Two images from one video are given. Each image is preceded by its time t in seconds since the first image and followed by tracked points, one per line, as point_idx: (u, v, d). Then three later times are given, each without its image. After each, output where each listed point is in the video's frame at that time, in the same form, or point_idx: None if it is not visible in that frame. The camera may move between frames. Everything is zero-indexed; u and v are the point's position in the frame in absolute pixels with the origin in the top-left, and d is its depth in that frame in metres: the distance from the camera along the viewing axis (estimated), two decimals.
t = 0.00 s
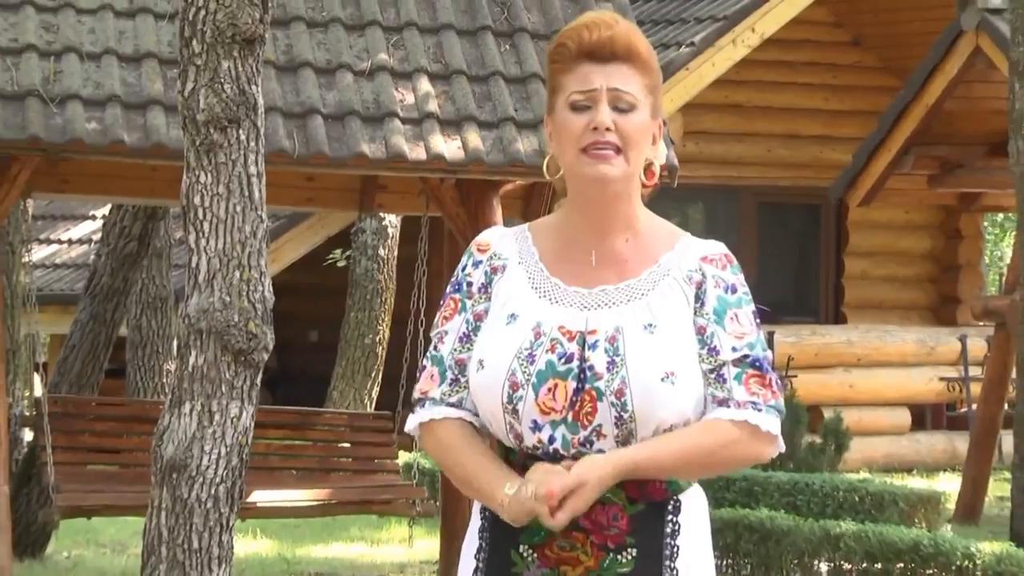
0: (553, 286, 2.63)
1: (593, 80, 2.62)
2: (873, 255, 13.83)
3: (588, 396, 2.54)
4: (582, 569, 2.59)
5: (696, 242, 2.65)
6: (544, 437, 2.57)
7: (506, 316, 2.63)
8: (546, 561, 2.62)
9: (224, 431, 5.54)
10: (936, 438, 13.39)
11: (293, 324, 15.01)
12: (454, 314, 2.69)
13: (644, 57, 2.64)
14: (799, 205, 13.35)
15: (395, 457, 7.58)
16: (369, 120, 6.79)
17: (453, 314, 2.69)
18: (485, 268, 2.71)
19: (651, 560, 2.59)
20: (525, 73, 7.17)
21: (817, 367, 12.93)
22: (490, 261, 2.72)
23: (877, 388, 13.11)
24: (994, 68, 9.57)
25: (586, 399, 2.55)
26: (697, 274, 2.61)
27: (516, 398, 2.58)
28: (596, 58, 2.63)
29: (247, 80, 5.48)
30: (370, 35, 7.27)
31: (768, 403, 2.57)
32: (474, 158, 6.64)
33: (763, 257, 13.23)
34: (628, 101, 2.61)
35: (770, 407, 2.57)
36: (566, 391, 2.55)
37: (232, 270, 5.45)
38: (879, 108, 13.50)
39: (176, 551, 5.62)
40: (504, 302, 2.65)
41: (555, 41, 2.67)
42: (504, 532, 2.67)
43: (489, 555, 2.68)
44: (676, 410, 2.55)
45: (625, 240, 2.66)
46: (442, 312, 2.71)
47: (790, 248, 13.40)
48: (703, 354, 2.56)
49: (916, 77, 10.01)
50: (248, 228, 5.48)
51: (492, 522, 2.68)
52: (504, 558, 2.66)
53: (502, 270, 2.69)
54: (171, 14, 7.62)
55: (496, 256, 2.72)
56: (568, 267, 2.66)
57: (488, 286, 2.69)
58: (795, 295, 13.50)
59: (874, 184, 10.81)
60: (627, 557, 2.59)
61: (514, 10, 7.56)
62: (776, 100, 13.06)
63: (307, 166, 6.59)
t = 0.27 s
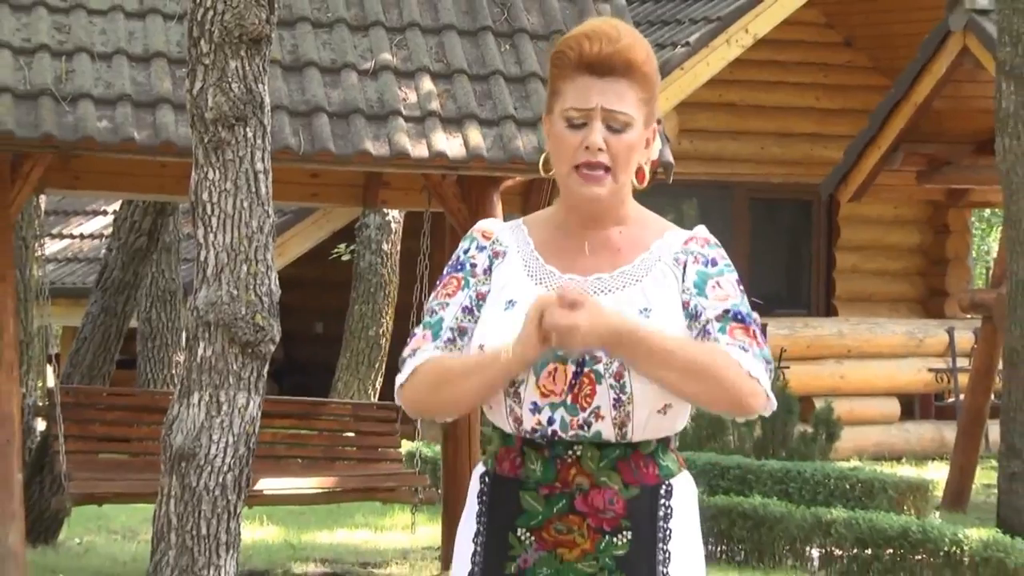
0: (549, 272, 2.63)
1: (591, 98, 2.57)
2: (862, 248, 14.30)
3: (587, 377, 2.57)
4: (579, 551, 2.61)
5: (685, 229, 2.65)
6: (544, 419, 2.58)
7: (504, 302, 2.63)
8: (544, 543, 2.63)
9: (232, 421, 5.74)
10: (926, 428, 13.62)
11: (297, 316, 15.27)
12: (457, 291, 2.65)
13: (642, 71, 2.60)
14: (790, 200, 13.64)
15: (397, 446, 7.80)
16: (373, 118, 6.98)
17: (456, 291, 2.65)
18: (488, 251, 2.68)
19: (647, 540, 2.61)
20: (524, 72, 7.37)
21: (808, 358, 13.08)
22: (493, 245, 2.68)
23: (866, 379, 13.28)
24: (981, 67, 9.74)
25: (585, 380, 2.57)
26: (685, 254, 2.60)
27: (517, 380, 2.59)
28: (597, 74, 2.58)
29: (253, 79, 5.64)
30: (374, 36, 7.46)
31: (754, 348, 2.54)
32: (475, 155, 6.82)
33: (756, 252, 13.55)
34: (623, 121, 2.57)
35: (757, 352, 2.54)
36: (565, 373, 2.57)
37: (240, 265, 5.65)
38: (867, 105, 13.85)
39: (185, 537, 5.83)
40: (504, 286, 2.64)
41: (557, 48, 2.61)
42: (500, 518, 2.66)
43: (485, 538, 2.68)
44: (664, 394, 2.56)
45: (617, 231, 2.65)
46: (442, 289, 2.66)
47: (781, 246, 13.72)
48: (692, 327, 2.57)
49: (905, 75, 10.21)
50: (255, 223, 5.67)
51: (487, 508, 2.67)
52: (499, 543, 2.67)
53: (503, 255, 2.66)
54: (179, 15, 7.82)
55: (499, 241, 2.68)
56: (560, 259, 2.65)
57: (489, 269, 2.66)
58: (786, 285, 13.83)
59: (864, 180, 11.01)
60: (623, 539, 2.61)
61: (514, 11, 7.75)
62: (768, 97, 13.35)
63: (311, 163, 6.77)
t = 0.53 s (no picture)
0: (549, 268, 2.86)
1: (588, 104, 2.77)
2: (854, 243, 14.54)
3: (586, 368, 2.79)
4: (577, 538, 2.82)
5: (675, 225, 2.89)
6: (544, 408, 2.79)
7: (504, 294, 2.84)
8: (544, 531, 2.83)
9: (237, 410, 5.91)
10: (917, 417, 13.76)
11: (302, 308, 15.51)
12: (459, 281, 2.87)
13: (637, 78, 2.80)
14: (782, 193, 13.90)
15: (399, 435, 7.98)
16: (376, 114, 7.14)
17: (458, 281, 2.86)
18: (487, 244, 2.89)
19: (643, 527, 2.84)
20: (524, 70, 7.54)
21: (800, 350, 13.28)
22: (493, 238, 2.90)
23: (855, 369, 13.44)
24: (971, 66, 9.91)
25: (585, 371, 2.79)
26: (681, 248, 2.85)
27: (519, 371, 2.81)
28: (592, 83, 2.78)
29: (259, 76, 5.78)
30: (377, 34, 7.62)
31: (748, 336, 2.80)
32: (476, 151, 7.00)
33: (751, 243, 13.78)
34: (618, 127, 2.78)
35: (753, 338, 2.81)
36: (565, 364, 2.79)
37: (246, 258, 5.80)
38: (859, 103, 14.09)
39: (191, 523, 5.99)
40: (504, 279, 2.86)
41: (554, 51, 2.81)
42: (500, 508, 2.86)
43: (484, 524, 2.88)
44: (657, 385, 2.79)
45: (613, 226, 2.88)
46: (444, 278, 2.87)
47: (776, 238, 13.95)
48: (687, 317, 2.83)
49: (896, 71, 10.36)
50: (261, 217, 5.81)
51: (487, 499, 2.87)
52: (499, 532, 2.87)
53: (502, 248, 2.88)
54: (187, 14, 7.98)
55: (498, 234, 2.90)
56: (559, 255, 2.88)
57: (489, 262, 2.88)
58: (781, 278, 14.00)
59: (857, 175, 11.07)
60: (619, 527, 2.82)
61: (514, 10, 7.92)
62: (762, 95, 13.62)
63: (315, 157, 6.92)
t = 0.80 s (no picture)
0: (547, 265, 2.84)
1: (585, 106, 2.76)
2: (844, 237, 14.78)
3: (586, 365, 2.78)
4: (577, 529, 2.81)
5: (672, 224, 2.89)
6: (543, 405, 2.78)
7: (503, 292, 2.83)
8: (544, 523, 2.81)
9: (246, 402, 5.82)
10: (906, 407, 13.99)
11: (307, 301, 15.80)
12: (458, 280, 2.85)
13: (635, 81, 2.79)
14: (775, 189, 14.27)
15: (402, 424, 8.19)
16: (379, 111, 7.34)
17: (457, 281, 2.85)
18: (485, 244, 2.87)
19: (641, 517, 2.83)
20: (524, 68, 7.74)
21: (792, 341, 13.49)
22: (492, 238, 2.88)
23: (846, 360, 13.69)
24: (958, 65, 10.11)
25: (584, 368, 2.78)
26: (680, 246, 2.85)
27: (518, 368, 2.79)
28: (588, 86, 2.77)
29: (266, 74, 5.70)
30: (380, 33, 7.82)
31: (744, 335, 2.80)
32: (478, 147, 7.20)
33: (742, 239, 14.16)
34: (615, 128, 2.77)
35: (748, 339, 2.81)
36: (564, 362, 2.78)
37: (253, 251, 5.72)
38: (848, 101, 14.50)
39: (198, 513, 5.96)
40: (502, 278, 2.85)
41: (552, 55, 2.80)
42: (500, 500, 2.84)
43: (485, 516, 2.86)
44: (655, 385, 2.78)
45: (610, 226, 2.87)
46: (444, 277, 2.85)
47: (770, 235, 14.31)
48: (683, 316, 2.83)
49: (885, 71, 10.56)
50: (267, 212, 5.73)
51: (486, 490, 2.85)
52: (500, 524, 2.85)
53: (501, 247, 2.87)
54: (195, 13, 8.18)
55: (497, 233, 2.88)
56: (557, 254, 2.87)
57: (488, 261, 2.86)
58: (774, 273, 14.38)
59: (847, 171, 11.29)
60: (618, 517, 2.81)
61: (513, 10, 8.11)
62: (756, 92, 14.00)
63: (319, 153, 7.11)
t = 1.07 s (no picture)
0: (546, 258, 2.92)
1: (579, 90, 2.87)
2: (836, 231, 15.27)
3: (586, 356, 2.85)
4: (577, 517, 2.87)
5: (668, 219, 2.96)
6: (544, 395, 2.84)
7: (504, 286, 2.91)
8: (544, 510, 2.88)
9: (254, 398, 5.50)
10: (895, 397, 14.30)
11: (312, 294, 16.08)
12: (460, 275, 2.95)
13: (625, 66, 2.89)
14: (768, 186, 14.78)
15: (405, 414, 8.40)
16: (382, 110, 7.54)
17: (459, 275, 2.95)
18: (486, 240, 2.96)
19: (639, 506, 2.89)
20: (523, 67, 7.95)
21: (785, 333, 13.84)
22: (493, 233, 2.96)
23: (838, 351, 14.03)
24: (946, 63, 10.36)
25: (584, 359, 2.85)
26: (676, 240, 2.92)
27: (519, 360, 2.86)
28: (580, 70, 2.87)
29: (273, 73, 5.43)
30: (384, 33, 8.02)
31: (739, 328, 2.88)
32: (478, 144, 7.41)
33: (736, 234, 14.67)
34: (611, 107, 2.87)
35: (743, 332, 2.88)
36: (564, 353, 2.85)
37: (259, 246, 5.41)
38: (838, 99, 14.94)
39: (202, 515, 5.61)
40: (504, 271, 2.92)
41: (541, 52, 2.91)
42: (501, 488, 2.90)
43: (487, 505, 2.92)
44: (653, 375, 2.85)
45: (608, 219, 2.94)
46: (446, 272, 2.95)
47: (761, 230, 14.84)
48: (681, 308, 2.90)
49: (876, 70, 10.73)
50: (274, 207, 5.44)
51: (488, 479, 2.91)
52: (502, 511, 2.91)
53: (502, 242, 2.95)
54: (203, 14, 8.38)
55: (497, 229, 2.96)
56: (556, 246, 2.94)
57: (489, 256, 2.95)
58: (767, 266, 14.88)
59: (838, 167, 11.49)
60: (616, 505, 2.88)
61: (512, 11, 8.30)
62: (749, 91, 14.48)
63: (325, 150, 7.32)
